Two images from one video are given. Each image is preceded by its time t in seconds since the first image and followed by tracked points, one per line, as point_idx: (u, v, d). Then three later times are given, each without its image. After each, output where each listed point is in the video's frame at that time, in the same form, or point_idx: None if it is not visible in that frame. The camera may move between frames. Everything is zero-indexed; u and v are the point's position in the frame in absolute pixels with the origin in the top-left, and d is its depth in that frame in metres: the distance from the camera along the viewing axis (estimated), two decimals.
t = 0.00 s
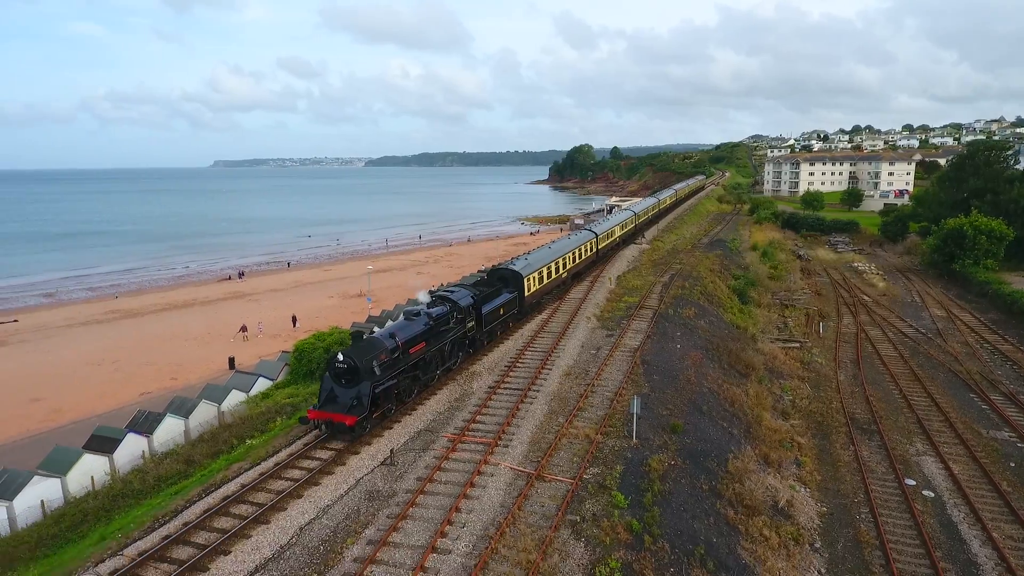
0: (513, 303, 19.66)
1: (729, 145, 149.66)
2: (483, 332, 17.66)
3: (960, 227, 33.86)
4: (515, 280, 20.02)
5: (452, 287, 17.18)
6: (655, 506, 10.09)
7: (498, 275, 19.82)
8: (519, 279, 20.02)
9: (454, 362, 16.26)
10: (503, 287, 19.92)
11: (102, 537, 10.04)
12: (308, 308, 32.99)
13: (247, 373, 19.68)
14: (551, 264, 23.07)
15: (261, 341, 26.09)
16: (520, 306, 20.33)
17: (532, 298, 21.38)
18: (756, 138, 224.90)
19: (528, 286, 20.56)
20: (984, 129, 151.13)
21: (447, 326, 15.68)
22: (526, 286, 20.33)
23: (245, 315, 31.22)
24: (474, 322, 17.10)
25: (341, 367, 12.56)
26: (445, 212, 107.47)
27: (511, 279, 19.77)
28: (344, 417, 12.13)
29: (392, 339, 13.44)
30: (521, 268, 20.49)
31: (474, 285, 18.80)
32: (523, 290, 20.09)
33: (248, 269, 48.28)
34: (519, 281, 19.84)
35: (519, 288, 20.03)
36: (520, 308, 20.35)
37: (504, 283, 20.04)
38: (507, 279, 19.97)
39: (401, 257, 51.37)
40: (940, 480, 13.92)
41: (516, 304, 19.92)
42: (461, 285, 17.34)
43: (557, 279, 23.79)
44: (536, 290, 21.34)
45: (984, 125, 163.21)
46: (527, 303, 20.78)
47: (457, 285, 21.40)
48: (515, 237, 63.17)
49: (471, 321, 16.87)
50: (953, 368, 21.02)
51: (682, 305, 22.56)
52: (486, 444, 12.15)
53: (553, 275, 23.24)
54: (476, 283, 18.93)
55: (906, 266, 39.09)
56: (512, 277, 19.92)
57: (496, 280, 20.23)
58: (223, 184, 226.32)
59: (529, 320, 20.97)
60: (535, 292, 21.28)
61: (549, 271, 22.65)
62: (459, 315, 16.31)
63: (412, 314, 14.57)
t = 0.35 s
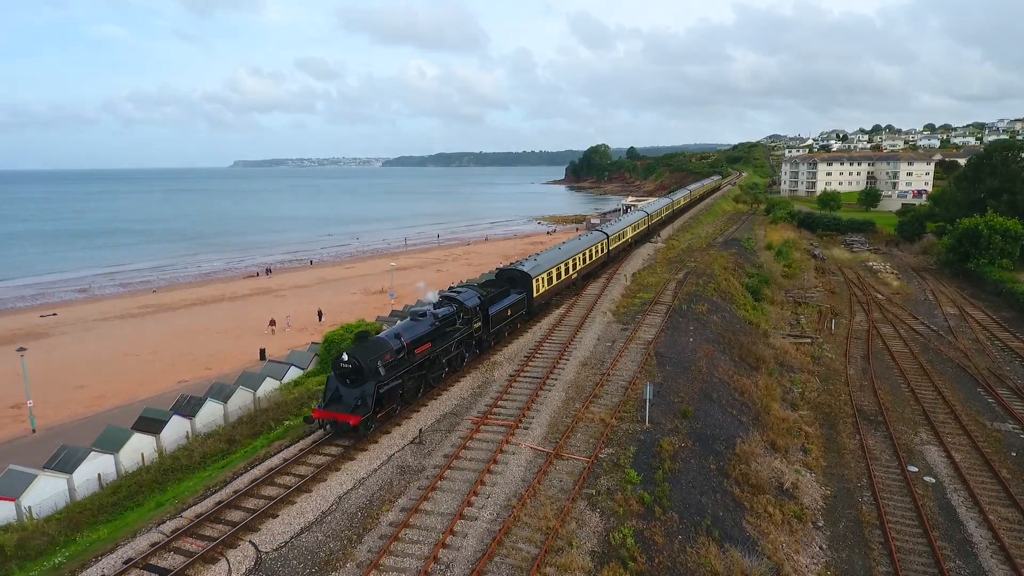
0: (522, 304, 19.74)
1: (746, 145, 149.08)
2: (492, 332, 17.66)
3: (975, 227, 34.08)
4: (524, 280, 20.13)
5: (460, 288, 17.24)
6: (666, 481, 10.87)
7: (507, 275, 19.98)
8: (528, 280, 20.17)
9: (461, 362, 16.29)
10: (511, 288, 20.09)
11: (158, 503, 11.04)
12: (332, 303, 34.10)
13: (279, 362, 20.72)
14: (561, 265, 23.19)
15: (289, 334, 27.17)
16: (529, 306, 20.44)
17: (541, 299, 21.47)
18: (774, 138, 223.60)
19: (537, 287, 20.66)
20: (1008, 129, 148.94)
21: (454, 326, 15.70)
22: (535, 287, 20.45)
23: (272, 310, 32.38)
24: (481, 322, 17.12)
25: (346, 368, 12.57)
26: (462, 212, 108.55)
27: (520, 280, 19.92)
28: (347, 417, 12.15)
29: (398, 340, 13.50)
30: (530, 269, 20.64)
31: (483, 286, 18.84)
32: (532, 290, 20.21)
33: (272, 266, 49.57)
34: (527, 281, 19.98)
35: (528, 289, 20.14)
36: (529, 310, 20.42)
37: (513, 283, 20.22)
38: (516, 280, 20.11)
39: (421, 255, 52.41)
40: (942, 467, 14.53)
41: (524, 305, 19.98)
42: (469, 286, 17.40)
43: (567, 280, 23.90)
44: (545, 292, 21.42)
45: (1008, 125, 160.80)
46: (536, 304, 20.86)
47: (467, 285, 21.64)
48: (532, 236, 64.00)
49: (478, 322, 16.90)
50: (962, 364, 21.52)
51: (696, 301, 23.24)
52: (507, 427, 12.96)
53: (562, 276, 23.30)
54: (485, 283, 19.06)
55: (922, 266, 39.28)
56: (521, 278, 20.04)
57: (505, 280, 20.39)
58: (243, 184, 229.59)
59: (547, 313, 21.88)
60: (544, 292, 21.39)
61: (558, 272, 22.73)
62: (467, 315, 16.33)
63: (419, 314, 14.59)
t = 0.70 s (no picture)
0: (531, 304, 19.79)
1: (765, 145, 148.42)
2: (500, 332, 17.71)
3: (992, 227, 34.26)
4: (534, 281, 20.15)
5: (468, 288, 17.30)
6: (679, 461, 11.62)
7: (517, 275, 20.07)
8: (538, 280, 20.17)
9: (469, 363, 16.32)
10: (521, 289, 20.14)
11: (211, 475, 12.01)
12: (356, 299, 35.12)
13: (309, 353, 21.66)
14: (572, 265, 23.26)
15: (316, 328, 28.16)
16: (539, 307, 20.50)
17: (551, 300, 21.51)
18: (792, 138, 222.25)
19: (547, 287, 20.71)
20: None
21: (462, 326, 15.73)
22: (545, 288, 20.48)
23: (298, 305, 33.44)
24: (489, 323, 17.16)
25: (352, 366, 12.66)
26: (480, 211, 109.51)
27: (530, 280, 19.95)
28: (354, 417, 12.25)
29: (404, 339, 13.56)
30: (540, 270, 20.69)
31: (492, 286, 18.86)
32: (542, 291, 20.26)
33: (296, 264, 50.80)
34: (537, 282, 20.05)
35: (538, 289, 20.18)
36: (538, 311, 20.46)
37: (522, 284, 20.30)
38: (526, 280, 20.17)
39: (440, 253, 53.37)
40: (947, 456, 15.10)
41: (534, 305, 20.04)
42: (477, 286, 17.44)
43: (578, 280, 23.91)
44: (555, 292, 21.43)
45: None
46: (546, 305, 20.87)
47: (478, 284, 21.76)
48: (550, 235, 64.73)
49: (486, 322, 16.91)
50: (973, 360, 21.95)
51: (711, 297, 23.90)
52: (529, 411, 13.76)
53: (573, 276, 23.32)
54: (495, 283, 19.15)
55: (939, 265, 39.39)
56: (531, 279, 20.08)
57: (514, 281, 20.50)
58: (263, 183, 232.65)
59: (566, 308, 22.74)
60: (553, 293, 21.37)
61: (569, 273, 22.74)
62: (475, 315, 16.35)
63: (426, 314, 14.65)
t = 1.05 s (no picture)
0: (543, 305, 19.87)
1: (784, 145, 147.60)
2: (511, 333, 17.80)
3: (1011, 227, 34.33)
4: (546, 283, 20.31)
5: (479, 288, 17.43)
6: (696, 443, 12.33)
7: (529, 276, 20.18)
8: (550, 281, 20.27)
9: (478, 363, 16.41)
10: (532, 289, 20.17)
11: (259, 452, 12.97)
12: (380, 295, 36.10)
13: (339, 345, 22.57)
14: (584, 265, 23.38)
15: (343, 322, 29.13)
16: (550, 307, 20.56)
17: (563, 301, 21.55)
18: (812, 138, 220.60)
19: (558, 288, 20.77)
20: None
21: (471, 327, 15.87)
22: (556, 288, 20.55)
23: (324, 300, 34.50)
24: (500, 323, 17.27)
25: (362, 365, 12.90)
26: (498, 211, 110.40)
27: (542, 281, 20.07)
28: (362, 415, 12.43)
29: (414, 339, 13.73)
30: (551, 271, 20.78)
31: (503, 286, 18.96)
32: (553, 291, 20.35)
33: (319, 261, 52.00)
34: (548, 283, 20.08)
35: (549, 290, 20.19)
36: (550, 312, 20.54)
37: (533, 285, 20.34)
38: (537, 281, 20.32)
39: (460, 251, 54.27)
40: (956, 446, 15.61)
41: (545, 305, 20.15)
42: (487, 287, 17.54)
43: (590, 281, 23.89)
44: (566, 293, 21.46)
45: None
46: (557, 306, 20.88)
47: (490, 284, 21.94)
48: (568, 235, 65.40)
49: (497, 322, 17.00)
50: (987, 357, 22.33)
51: (728, 293, 24.51)
52: (552, 398, 14.53)
53: (585, 278, 23.35)
54: (507, 283, 19.30)
55: (958, 265, 39.45)
56: (542, 280, 20.24)
57: (526, 282, 20.57)
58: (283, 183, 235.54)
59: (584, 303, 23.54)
60: (565, 294, 21.46)
61: (580, 274, 22.76)
62: (485, 316, 16.46)
63: (436, 315, 14.82)
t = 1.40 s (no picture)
0: (558, 305, 19.84)
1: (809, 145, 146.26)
2: (525, 333, 17.80)
3: None
4: (561, 283, 20.19)
5: (494, 289, 17.42)
6: (717, 429, 12.98)
7: (544, 277, 20.10)
8: (565, 282, 20.20)
9: (493, 362, 16.45)
10: (548, 290, 20.12)
11: (306, 432, 13.96)
12: (407, 292, 37.16)
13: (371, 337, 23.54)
14: (602, 266, 23.36)
15: (374, 317, 30.19)
16: (566, 308, 20.51)
17: (579, 301, 21.49)
18: (837, 138, 218.10)
19: (574, 288, 20.68)
20: None
21: (486, 327, 15.89)
22: (572, 289, 20.46)
23: (355, 296, 35.65)
24: (514, 323, 17.28)
25: (376, 364, 12.98)
26: (520, 211, 111.35)
27: (557, 281, 20.00)
28: (376, 413, 12.54)
29: (428, 338, 13.80)
30: (567, 271, 20.70)
31: (518, 286, 18.95)
32: (568, 291, 20.26)
33: (347, 259, 53.33)
34: (563, 283, 20.03)
35: (564, 291, 20.15)
36: (564, 313, 20.52)
37: (549, 286, 20.29)
38: (553, 281, 20.23)
39: (484, 250, 55.22)
40: (972, 439, 16.05)
41: (560, 306, 20.11)
42: (502, 288, 17.57)
43: (606, 282, 23.78)
44: (582, 294, 21.37)
45: None
46: (572, 306, 20.84)
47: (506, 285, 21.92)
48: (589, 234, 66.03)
49: (511, 322, 17.03)
50: (1007, 355, 22.58)
51: (749, 291, 25.03)
52: (578, 386, 15.28)
53: (601, 278, 23.26)
54: (523, 283, 19.30)
55: (983, 266, 39.33)
56: (557, 280, 20.14)
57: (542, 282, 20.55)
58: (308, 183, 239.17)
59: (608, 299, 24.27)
60: (580, 295, 21.31)
61: (597, 274, 22.68)
62: (499, 316, 16.47)
63: (451, 314, 14.87)
